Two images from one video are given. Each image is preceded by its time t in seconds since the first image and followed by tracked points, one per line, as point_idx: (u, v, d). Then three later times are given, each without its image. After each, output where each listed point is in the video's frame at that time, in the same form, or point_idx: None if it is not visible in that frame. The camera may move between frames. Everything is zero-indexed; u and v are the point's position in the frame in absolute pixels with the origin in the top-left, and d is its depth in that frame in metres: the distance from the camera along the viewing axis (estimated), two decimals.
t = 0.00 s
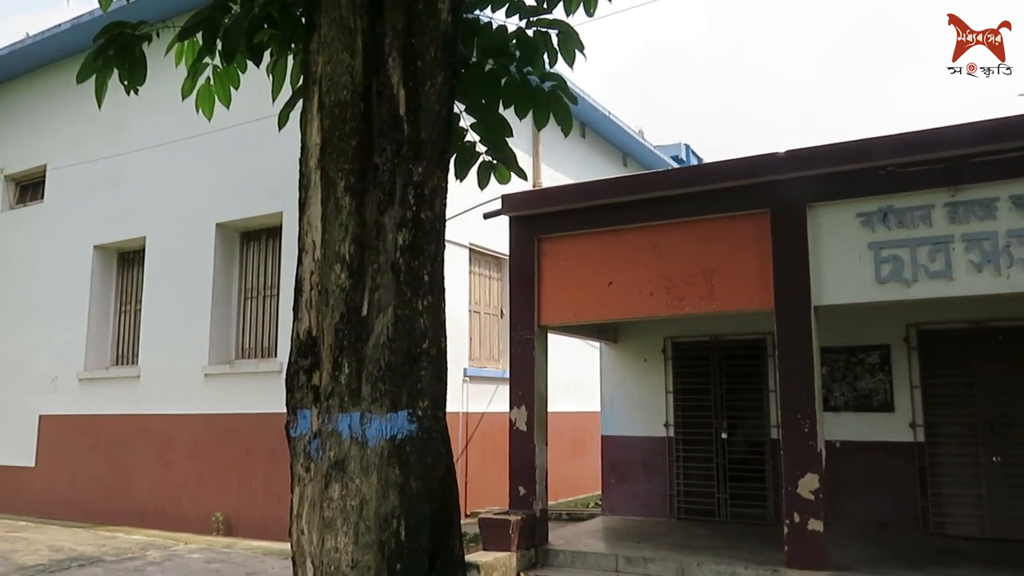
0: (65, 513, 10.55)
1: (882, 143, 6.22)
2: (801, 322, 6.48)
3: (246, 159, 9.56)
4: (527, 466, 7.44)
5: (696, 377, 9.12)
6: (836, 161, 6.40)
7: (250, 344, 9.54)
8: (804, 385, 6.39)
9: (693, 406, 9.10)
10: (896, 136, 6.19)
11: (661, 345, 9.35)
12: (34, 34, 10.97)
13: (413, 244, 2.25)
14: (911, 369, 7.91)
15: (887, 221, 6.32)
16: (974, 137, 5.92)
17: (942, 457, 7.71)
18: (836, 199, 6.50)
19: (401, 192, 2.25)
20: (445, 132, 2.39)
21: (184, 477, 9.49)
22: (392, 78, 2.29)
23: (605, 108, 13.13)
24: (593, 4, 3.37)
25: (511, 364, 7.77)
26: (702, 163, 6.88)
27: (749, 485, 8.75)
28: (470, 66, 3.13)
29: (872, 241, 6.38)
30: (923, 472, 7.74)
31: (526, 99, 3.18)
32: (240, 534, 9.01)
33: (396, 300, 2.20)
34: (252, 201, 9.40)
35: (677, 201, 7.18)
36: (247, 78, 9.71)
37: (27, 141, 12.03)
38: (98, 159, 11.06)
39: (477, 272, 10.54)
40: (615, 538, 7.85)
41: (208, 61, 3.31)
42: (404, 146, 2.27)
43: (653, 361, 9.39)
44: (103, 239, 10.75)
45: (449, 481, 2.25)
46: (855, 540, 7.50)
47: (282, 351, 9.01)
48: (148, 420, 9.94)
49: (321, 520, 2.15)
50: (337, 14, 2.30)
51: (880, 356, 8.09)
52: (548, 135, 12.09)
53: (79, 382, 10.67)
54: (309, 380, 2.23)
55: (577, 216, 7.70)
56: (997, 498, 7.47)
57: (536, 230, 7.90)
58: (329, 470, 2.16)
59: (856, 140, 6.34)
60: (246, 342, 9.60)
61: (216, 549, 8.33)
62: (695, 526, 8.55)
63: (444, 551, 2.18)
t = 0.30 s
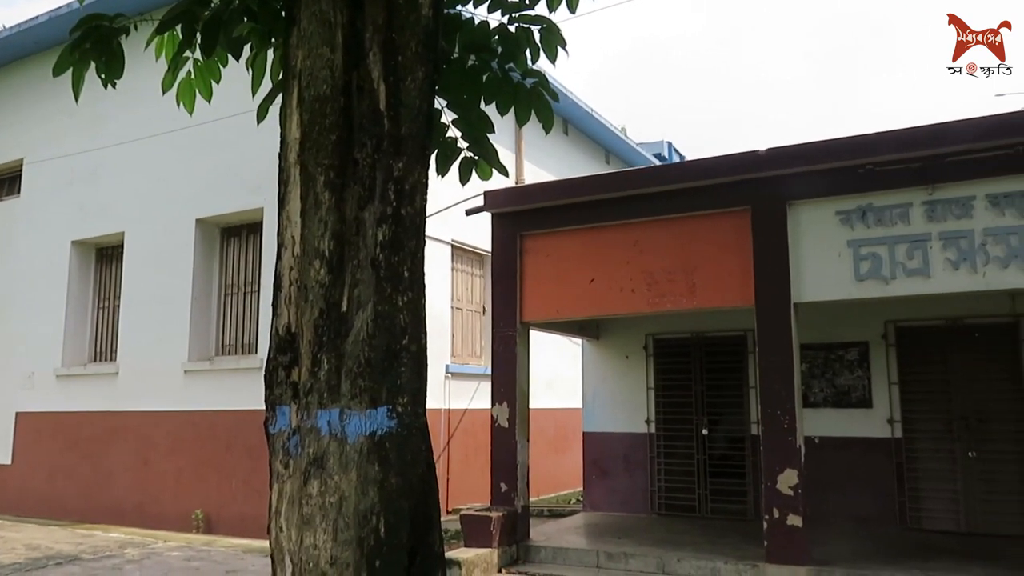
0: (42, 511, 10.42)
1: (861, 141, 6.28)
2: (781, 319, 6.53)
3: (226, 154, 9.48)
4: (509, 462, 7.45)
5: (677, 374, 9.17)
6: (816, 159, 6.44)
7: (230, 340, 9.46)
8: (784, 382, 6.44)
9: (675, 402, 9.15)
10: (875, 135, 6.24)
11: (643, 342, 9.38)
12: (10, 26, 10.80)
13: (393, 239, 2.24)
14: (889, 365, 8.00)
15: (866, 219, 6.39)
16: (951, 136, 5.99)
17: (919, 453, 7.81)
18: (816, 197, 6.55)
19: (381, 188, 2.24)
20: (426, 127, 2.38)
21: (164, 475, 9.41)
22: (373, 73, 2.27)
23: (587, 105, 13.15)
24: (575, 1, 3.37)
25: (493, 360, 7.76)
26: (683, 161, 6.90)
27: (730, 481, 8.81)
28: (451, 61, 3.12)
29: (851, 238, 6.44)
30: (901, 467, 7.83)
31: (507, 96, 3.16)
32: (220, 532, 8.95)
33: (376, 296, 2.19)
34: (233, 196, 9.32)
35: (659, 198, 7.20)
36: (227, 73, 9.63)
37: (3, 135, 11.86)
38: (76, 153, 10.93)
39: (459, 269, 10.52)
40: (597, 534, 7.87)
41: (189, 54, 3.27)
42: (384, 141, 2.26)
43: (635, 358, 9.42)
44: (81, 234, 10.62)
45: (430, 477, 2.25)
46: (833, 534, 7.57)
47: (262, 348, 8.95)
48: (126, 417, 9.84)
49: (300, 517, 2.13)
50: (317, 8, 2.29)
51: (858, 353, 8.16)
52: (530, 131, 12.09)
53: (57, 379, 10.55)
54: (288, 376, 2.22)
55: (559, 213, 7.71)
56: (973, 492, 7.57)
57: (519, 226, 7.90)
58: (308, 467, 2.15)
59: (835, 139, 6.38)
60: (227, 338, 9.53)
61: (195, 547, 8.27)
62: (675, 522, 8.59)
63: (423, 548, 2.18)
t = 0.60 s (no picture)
0: (23, 508, 10.34)
1: (845, 140, 6.33)
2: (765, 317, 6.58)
3: (211, 149, 9.42)
4: (494, 459, 7.46)
5: (662, 371, 9.21)
6: (800, 158, 6.49)
7: (214, 336, 9.41)
8: (768, 379, 6.48)
9: (659, 399, 9.18)
10: (859, 135, 6.30)
11: (628, 339, 9.42)
12: None
13: (378, 236, 2.24)
14: (872, 363, 8.08)
15: (849, 218, 6.43)
16: (934, 136, 6.05)
17: (900, 449, 7.88)
18: (800, 196, 6.59)
19: (366, 184, 2.24)
20: (411, 123, 2.38)
21: (147, 471, 9.35)
22: (358, 68, 2.27)
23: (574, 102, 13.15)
24: None
25: (478, 357, 7.76)
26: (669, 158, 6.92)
27: (714, 478, 8.86)
28: (437, 57, 3.10)
29: (834, 237, 6.48)
30: (883, 464, 7.90)
31: (493, 92, 3.16)
32: (204, 529, 8.91)
33: (360, 293, 2.19)
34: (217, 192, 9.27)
35: (644, 196, 7.23)
36: (211, 67, 9.57)
37: None
38: (58, 147, 10.82)
39: (445, 265, 10.51)
40: (582, 530, 7.90)
41: (173, 48, 3.24)
42: (369, 137, 2.26)
43: (620, 355, 9.45)
44: (64, 229, 10.53)
45: (414, 474, 2.25)
46: (816, 530, 7.64)
47: (246, 344, 8.91)
48: (109, 414, 9.77)
49: (283, 514, 2.12)
50: (301, 3, 2.28)
51: (841, 351, 8.24)
52: (516, 128, 12.08)
53: (38, 374, 10.46)
54: (272, 372, 2.21)
55: (545, 210, 7.72)
56: (953, 489, 7.65)
57: (504, 223, 7.90)
58: (291, 463, 2.14)
59: (820, 138, 6.43)
60: (211, 334, 9.48)
61: (178, 544, 8.23)
62: (660, 518, 8.64)
63: (408, 544, 2.19)
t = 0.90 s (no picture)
0: None
1: (824, 140, 6.39)
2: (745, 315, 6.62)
3: (190, 144, 9.34)
4: (475, 456, 7.46)
5: (643, 368, 9.25)
6: (781, 157, 6.54)
7: (194, 333, 9.33)
8: (747, 376, 6.53)
9: (640, 396, 9.22)
10: (838, 135, 6.36)
11: (610, 336, 9.45)
12: None
13: (358, 232, 2.23)
14: (850, 360, 8.16)
15: (828, 217, 6.49)
16: (911, 136, 6.12)
17: (878, 446, 7.97)
18: (779, 195, 6.64)
19: (346, 180, 2.23)
20: (391, 120, 2.38)
21: (125, 469, 9.27)
22: (337, 65, 2.26)
23: (557, 100, 13.18)
24: None
25: (460, 355, 7.76)
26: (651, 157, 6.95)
27: (694, 474, 8.92)
28: (418, 55, 3.12)
29: (814, 236, 6.54)
30: (860, 460, 7.98)
31: (475, 90, 3.15)
32: (183, 527, 8.85)
33: (339, 290, 2.18)
34: (197, 188, 9.19)
35: (626, 194, 7.25)
36: (190, 62, 9.49)
37: None
38: (34, 142, 10.69)
39: (427, 262, 10.48)
40: (562, 527, 7.93)
41: (150, 42, 3.21)
42: (349, 133, 2.25)
43: (602, 353, 9.49)
44: (40, 225, 10.40)
45: (393, 471, 2.25)
46: (794, 526, 7.72)
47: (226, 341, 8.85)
48: (87, 412, 9.67)
49: (261, 512, 2.11)
50: None
51: (820, 349, 8.32)
52: (499, 125, 12.08)
53: (14, 372, 10.33)
54: (250, 369, 2.20)
55: (527, 208, 7.72)
56: (929, 485, 7.75)
57: (486, 221, 7.90)
58: (270, 460, 2.13)
59: (799, 137, 6.49)
60: (190, 331, 9.40)
61: (158, 542, 8.16)
62: (640, 515, 8.68)
63: (387, 541, 2.19)
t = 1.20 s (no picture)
0: None
1: (802, 140, 6.45)
2: (723, 313, 6.67)
3: (167, 139, 9.24)
4: (455, 454, 7.46)
5: (623, 366, 9.28)
6: (759, 156, 6.60)
7: (171, 330, 9.25)
8: (725, 374, 6.58)
9: (620, 394, 9.26)
10: (816, 135, 6.42)
11: (590, 334, 9.48)
12: None
13: (336, 230, 2.22)
14: (827, 358, 8.24)
15: (806, 216, 6.55)
16: (888, 136, 6.19)
17: (853, 443, 8.06)
18: (758, 194, 6.70)
19: (324, 176, 2.22)
20: (370, 117, 2.37)
21: (101, 467, 9.17)
22: (316, 61, 2.25)
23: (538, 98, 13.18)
24: None
25: (440, 352, 7.75)
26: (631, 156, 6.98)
27: (673, 471, 8.97)
28: (398, 53, 3.10)
29: (792, 234, 6.60)
30: (837, 457, 8.07)
31: (455, 87, 3.15)
32: (160, 526, 8.77)
33: (317, 287, 2.17)
34: (174, 183, 9.10)
35: (606, 192, 7.28)
36: (168, 57, 9.39)
37: None
38: (8, 136, 10.53)
39: (407, 260, 10.45)
40: (542, 524, 7.95)
41: (126, 36, 3.17)
42: (327, 130, 2.24)
43: (582, 350, 9.52)
44: (14, 220, 10.25)
45: (371, 469, 2.24)
46: (772, 522, 7.79)
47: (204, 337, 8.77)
48: (62, 409, 9.55)
49: (237, 510, 2.10)
50: None
51: (797, 346, 8.40)
52: (480, 123, 12.07)
53: None
54: (227, 367, 2.18)
55: (508, 205, 7.72)
56: (903, 481, 7.85)
57: (467, 218, 7.89)
58: (246, 459, 2.12)
59: (778, 137, 6.54)
60: (167, 328, 9.31)
61: (134, 541, 8.09)
62: (620, 511, 8.72)
63: (365, 539, 2.19)
